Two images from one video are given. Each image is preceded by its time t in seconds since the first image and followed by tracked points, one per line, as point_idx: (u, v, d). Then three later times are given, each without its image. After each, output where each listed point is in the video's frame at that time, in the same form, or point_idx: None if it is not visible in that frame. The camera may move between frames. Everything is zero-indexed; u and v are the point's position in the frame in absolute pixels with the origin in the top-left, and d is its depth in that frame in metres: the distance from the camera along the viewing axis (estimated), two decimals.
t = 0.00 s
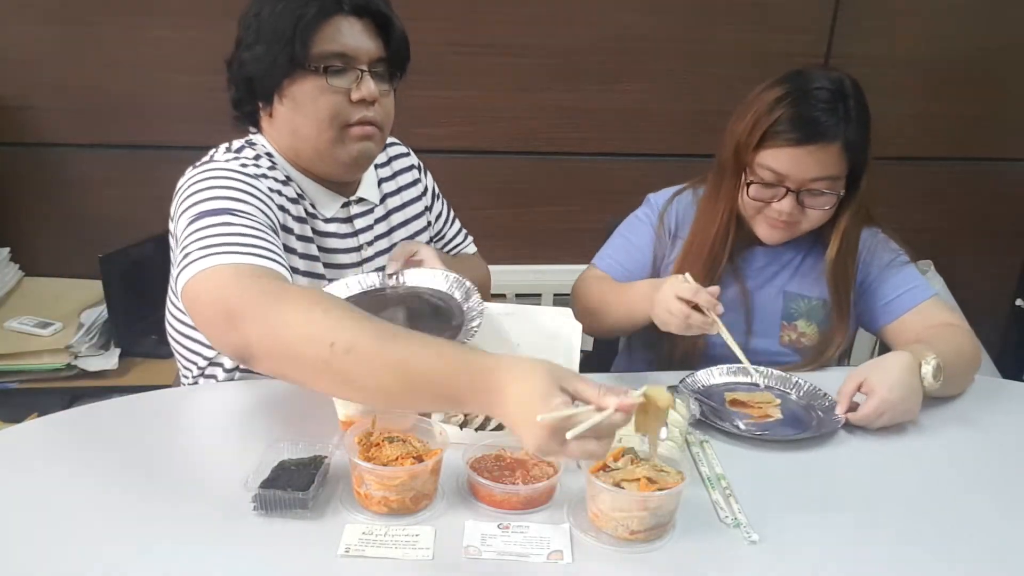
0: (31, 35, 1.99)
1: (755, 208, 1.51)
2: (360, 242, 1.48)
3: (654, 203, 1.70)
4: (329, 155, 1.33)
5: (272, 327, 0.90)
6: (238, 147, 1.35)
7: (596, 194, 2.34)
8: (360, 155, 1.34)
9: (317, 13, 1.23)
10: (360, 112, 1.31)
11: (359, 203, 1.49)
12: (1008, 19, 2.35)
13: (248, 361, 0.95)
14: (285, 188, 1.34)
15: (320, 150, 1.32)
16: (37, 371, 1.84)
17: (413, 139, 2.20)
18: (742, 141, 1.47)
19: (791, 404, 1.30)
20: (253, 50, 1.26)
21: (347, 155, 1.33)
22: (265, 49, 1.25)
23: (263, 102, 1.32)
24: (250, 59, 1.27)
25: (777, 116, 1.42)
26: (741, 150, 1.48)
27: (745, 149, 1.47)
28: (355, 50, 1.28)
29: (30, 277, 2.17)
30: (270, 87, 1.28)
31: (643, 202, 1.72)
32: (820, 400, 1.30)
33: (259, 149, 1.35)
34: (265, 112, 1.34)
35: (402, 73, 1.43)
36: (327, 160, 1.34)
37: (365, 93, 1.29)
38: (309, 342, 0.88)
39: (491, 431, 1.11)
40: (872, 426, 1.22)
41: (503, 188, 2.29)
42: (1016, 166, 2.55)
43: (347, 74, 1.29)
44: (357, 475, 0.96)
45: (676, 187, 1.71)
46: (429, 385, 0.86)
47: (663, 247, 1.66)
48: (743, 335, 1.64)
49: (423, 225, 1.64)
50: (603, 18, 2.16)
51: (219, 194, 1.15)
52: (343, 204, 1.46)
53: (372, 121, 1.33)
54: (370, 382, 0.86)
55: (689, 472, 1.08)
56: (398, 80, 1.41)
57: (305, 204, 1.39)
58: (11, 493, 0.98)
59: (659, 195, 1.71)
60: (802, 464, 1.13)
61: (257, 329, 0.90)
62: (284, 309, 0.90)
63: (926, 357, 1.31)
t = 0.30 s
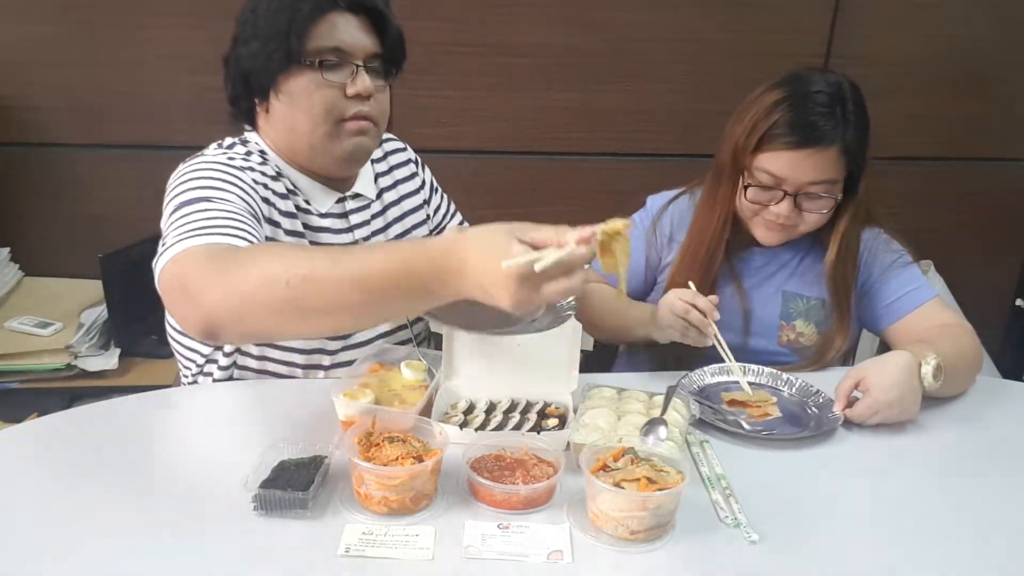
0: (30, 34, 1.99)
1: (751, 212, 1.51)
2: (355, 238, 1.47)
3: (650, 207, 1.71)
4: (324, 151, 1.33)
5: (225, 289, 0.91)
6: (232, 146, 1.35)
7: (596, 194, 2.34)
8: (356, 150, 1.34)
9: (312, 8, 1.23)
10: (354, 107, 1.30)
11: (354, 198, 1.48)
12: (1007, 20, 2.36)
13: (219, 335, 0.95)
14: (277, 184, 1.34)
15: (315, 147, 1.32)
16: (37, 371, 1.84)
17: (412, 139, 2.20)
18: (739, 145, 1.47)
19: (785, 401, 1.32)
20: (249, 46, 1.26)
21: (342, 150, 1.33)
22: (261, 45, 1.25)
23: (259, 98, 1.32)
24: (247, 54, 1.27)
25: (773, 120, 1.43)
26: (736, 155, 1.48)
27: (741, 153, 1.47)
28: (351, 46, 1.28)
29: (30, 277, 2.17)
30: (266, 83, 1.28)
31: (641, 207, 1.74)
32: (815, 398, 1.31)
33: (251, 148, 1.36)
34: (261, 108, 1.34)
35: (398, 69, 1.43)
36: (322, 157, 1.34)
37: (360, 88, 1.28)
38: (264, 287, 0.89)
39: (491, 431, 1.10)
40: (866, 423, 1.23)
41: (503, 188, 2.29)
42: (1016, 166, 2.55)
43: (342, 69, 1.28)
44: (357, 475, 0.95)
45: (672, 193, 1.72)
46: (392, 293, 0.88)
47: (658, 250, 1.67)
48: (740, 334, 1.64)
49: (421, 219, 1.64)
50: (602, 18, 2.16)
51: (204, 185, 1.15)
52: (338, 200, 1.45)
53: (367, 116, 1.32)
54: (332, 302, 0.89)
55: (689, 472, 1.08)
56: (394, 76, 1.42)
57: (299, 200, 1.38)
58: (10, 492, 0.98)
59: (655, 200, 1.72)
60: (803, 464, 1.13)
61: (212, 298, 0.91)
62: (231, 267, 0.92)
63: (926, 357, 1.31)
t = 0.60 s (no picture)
0: (29, 34, 1.99)
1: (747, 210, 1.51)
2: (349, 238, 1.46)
3: (646, 210, 1.70)
4: (318, 152, 1.33)
5: (133, 274, 0.98)
6: (229, 148, 1.40)
7: (595, 194, 2.34)
8: (350, 152, 1.34)
9: (308, 10, 1.23)
10: (349, 110, 1.30)
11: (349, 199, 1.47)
12: (1007, 19, 2.35)
13: (130, 336, 1.00)
14: (259, 186, 1.36)
15: (309, 147, 1.32)
16: (37, 372, 1.84)
17: (412, 139, 2.20)
18: (734, 144, 1.47)
19: (785, 401, 1.32)
20: (245, 45, 1.26)
21: (336, 152, 1.33)
22: (257, 45, 1.25)
23: (254, 98, 1.32)
24: (242, 54, 1.27)
25: (768, 117, 1.43)
26: (730, 152, 1.49)
27: (736, 151, 1.48)
28: (345, 48, 1.28)
29: (30, 277, 2.17)
30: (262, 84, 1.27)
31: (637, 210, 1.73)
32: (814, 397, 1.31)
33: (240, 150, 1.39)
34: (257, 108, 1.34)
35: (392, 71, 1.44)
36: (316, 157, 1.34)
37: (354, 91, 1.28)
38: (169, 261, 0.97)
39: (491, 431, 1.10)
40: (869, 425, 1.21)
41: (503, 188, 2.29)
42: (1015, 166, 2.55)
43: (337, 72, 1.28)
44: (357, 475, 0.95)
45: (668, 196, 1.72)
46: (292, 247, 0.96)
47: (657, 254, 1.66)
48: (740, 336, 1.63)
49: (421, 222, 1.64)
50: (602, 18, 2.16)
51: (166, 190, 1.20)
52: (330, 199, 1.43)
53: (361, 119, 1.32)
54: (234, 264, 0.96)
55: (689, 472, 1.08)
56: (390, 78, 1.43)
57: (288, 200, 1.39)
58: (10, 492, 0.98)
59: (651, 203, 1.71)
60: (802, 464, 1.13)
61: (118, 288, 0.98)
62: (139, 255, 0.99)
63: (924, 355, 1.31)
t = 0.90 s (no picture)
0: (29, 34, 1.99)
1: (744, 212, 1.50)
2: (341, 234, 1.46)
3: (643, 213, 1.70)
4: (314, 157, 1.33)
5: (114, 286, 1.00)
6: (226, 152, 1.41)
7: (595, 194, 2.34)
8: (346, 158, 1.34)
9: (307, 15, 1.23)
10: (346, 115, 1.30)
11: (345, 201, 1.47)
12: (1007, 19, 2.35)
13: (112, 348, 1.02)
14: (250, 190, 1.36)
15: (306, 151, 1.32)
16: (36, 372, 1.84)
17: (412, 139, 2.20)
18: (731, 143, 1.48)
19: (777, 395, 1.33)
20: (244, 49, 1.26)
21: (333, 157, 1.33)
22: (256, 49, 1.25)
23: (253, 100, 1.32)
24: (241, 57, 1.27)
25: (765, 115, 1.43)
26: (727, 152, 1.49)
27: (733, 151, 1.48)
28: (343, 54, 1.28)
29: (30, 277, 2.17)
30: (260, 88, 1.28)
31: (633, 213, 1.72)
32: (808, 394, 1.32)
33: (233, 155, 1.40)
34: (255, 110, 1.34)
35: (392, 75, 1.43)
36: (313, 162, 1.34)
37: (352, 97, 1.27)
38: (151, 270, 0.99)
39: (491, 431, 1.11)
40: (862, 425, 1.21)
41: (502, 188, 2.29)
42: (1015, 166, 2.55)
43: (335, 78, 1.28)
44: (357, 475, 0.95)
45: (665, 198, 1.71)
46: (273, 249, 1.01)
47: (655, 258, 1.66)
48: (739, 337, 1.63)
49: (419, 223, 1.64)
50: (602, 18, 2.16)
51: (151, 198, 1.22)
52: (325, 201, 1.43)
53: (359, 125, 1.32)
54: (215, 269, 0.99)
55: (689, 472, 1.08)
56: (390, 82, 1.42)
57: (281, 203, 1.39)
58: (9, 492, 0.98)
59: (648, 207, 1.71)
60: (802, 464, 1.13)
61: (99, 301, 1.00)
62: (119, 268, 1.02)
63: (913, 364, 1.29)
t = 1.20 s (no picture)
0: (29, 34, 1.99)
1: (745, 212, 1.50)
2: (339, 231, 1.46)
3: (643, 215, 1.70)
4: (317, 160, 1.33)
5: (96, 297, 1.02)
6: (227, 154, 1.41)
7: (596, 194, 2.34)
8: (348, 161, 1.34)
9: (310, 20, 1.23)
10: (349, 119, 1.29)
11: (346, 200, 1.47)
12: (1007, 19, 2.35)
13: (96, 360, 1.04)
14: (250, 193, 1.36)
15: (309, 154, 1.32)
16: (36, 372, 1.84)
17: (412, 139, 2.20)
18: (733, 143, 1.48)
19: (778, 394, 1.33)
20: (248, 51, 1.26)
21: (336, 160, 1.33)
22: (260, 52, 1.25)
23: (256, 103, 1.32)
24: (244, 59, 1.28)
25: (768, 115, 1.43)
26: (729, 153, 1.49)
27: (735, 151, 1.48)
28: (346, 58, 1.27)
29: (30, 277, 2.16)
30: (263, 91, 1.28)
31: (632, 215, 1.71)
32: (807, 393, 1.32)
33: (234, 157, 1.40)
34: (259, 113, 1.34)
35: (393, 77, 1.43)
36: (315, 165, 1.35)
37: (355, 101, 1.27)
38: (129, 282, 1.01)
39: (491, 431, 1.11)
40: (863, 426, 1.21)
41: (502, 188, 2.29)
42: (1014, 166, 2.55)
43: (338, 82, 1.28)
44: (357, 475, 0.95)
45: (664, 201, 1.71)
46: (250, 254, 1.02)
47: (656, 261, 1.66)
48: (740, 340, 1.63)
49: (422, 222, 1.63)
50: (602, 18, 2.16)
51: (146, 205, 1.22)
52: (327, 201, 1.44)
53: (362, 129, 1.31)
54: (190, 278, 1.00)
55: (689, 472, 1.08)
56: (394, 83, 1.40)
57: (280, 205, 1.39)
58: (8, 492, 0.98)
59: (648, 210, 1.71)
60: (803, 465, 1.13)
61: (82, 313, 1.02)
62: (101, 281, 1.04)
63: (915, 365, 1.29)
